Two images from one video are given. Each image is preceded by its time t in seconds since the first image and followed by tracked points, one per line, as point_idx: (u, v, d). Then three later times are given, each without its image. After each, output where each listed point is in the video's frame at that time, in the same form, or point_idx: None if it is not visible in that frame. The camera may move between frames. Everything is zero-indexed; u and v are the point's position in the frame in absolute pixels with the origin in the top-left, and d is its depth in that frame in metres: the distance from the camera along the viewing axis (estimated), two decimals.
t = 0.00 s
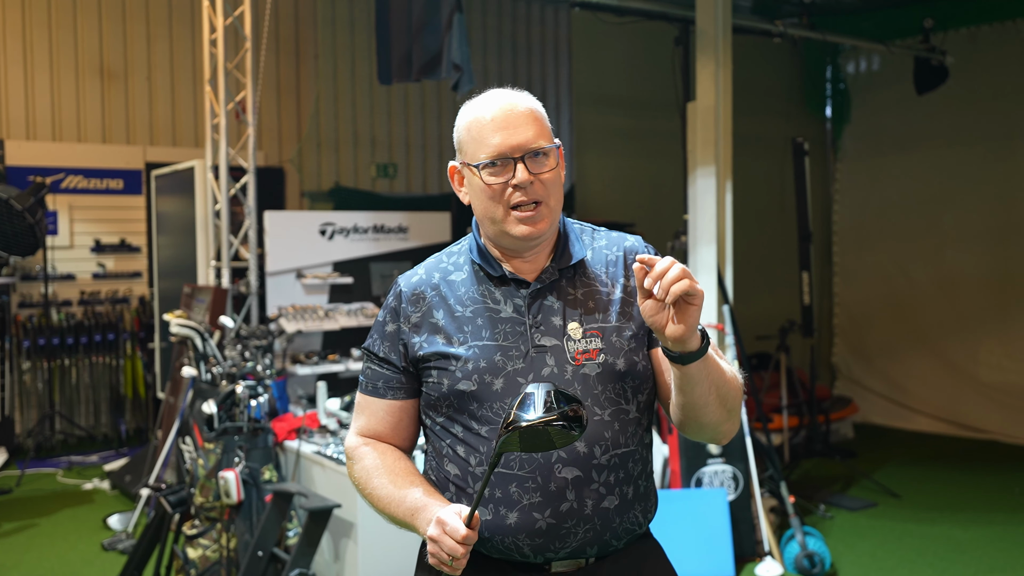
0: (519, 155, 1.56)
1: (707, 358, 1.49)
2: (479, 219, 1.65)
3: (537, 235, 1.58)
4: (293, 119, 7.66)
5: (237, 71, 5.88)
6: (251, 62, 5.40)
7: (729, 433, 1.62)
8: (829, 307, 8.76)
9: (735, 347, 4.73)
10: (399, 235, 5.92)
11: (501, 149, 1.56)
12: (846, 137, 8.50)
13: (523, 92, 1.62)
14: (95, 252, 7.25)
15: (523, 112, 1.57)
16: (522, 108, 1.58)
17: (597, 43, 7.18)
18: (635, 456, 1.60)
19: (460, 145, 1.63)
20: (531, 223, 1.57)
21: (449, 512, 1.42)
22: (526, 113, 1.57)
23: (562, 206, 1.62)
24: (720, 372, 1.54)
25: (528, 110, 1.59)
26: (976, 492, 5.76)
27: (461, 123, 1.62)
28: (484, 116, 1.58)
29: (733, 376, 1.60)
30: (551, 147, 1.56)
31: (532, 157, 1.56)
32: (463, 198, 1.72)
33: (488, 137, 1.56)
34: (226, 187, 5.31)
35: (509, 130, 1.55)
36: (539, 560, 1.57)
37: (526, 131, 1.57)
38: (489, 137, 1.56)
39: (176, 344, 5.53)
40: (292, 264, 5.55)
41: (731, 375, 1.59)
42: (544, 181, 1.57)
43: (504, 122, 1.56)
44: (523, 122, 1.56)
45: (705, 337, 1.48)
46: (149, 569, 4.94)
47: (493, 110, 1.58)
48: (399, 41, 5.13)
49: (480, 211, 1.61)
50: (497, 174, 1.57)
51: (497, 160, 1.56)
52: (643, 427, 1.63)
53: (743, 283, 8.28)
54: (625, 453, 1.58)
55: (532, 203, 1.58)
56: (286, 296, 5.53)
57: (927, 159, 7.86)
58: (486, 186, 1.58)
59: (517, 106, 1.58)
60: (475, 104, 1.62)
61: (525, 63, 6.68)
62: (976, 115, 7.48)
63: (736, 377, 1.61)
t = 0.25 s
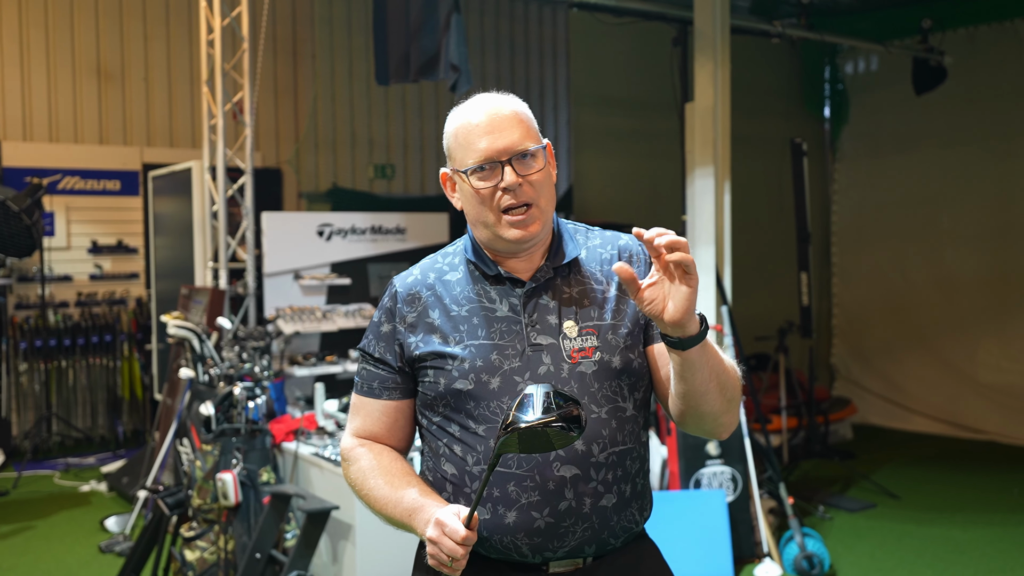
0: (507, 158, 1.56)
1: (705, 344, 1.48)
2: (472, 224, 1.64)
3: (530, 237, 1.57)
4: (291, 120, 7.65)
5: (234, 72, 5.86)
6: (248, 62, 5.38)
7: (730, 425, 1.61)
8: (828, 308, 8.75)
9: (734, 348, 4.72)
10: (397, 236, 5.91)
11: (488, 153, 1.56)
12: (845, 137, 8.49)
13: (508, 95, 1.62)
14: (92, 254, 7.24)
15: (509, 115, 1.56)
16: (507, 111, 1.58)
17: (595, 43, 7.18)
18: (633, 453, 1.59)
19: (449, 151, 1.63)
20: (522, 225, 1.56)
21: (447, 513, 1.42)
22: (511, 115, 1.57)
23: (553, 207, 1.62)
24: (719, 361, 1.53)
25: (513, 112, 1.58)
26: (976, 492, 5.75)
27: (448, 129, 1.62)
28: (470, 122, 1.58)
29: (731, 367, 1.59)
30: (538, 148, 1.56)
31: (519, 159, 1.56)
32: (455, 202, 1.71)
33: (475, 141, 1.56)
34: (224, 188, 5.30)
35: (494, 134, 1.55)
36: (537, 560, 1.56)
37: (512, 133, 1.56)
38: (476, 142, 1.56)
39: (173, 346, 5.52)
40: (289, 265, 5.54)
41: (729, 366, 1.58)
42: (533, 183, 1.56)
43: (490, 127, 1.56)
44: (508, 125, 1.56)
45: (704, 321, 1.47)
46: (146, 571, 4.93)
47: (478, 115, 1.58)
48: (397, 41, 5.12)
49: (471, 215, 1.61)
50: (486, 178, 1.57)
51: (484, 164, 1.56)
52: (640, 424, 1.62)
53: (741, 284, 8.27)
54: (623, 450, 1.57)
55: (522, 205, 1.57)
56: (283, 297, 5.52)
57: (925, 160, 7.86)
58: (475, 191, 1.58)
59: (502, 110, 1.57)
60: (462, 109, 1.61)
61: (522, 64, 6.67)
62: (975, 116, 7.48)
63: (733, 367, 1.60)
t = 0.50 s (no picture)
0: (502, 161, 1.55)
1: (695, 344, 1.46)
2: (468, 227, 1.63)
3: (526, 241, 1.56)
4: (289, 121, 7.64)
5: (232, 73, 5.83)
6: (246, 63, 5.37)
7: (726, 425, 1.59)
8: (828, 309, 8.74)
9: (733, 349, 4.72)
10: (396, 237, 5.89)
11: (484, 157, 1.54)
12: (845, 138, 8.48)
13: (504, 98, 1.61)
14: (89, 254, 7.23)
15: (504, 118, 1.55)
16: (503, 114, 1.57)
17: (594, 43, 7.17)
18: (632, 454, 1.58)
19: (444, 154, 1.62)
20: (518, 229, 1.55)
21: (448, 515, 1.42)
22: (507, 119, 1.55)
23: (550, 209, 1.61)
24: (712, 361, 1.52)
25: (509, 115, 1.57)
26: (976, 494, 5.74)
27: (444, 132, 1.61)
28: (466, 124, 1.57)
29: (726, 366, 1.57)
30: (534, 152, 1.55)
31: (515, 163, 1.55)
32: (451, 204, 1.70)
33: (471, 145, 1.55)
34: (222, 189, 5.29)
35: (490, 137, 1.54)
36: (537, 561, 1.55)
37: (508, 137, 1.55)
38: (472, 145, 1.55)
39: (171, 347, 5.51)
40: (288, 266, 5.52)
41: (724, 366, 1.57)
42: (529, 186, 1.55)
43: (485, 130, 1.55)
44: (504, 128, 1.55)
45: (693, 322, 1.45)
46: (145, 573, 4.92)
47: (473, 118, 1.56)
48: (395, 41, 5.11)
49: (467, 219, 1.60)
50: (482, 181, 1.55)
51: (480, 167, 1.55)
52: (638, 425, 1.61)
53: (741, 285, 8.26)
54: (623, 451, 1.56)
55: (518, 208, 1.56)
56: (282, 298, 5.51)
57: (925, 161, 7.85)
58: (471, 195, 1.57)
59: (498, 113, 1.56)
60: (458, 111, 1.60)
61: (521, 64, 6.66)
62: (974, 117, 7.47)
63: (727, 366, 1.58)
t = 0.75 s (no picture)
0: (504, 163, 1.53)
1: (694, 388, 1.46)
2: (470, 228, 1.62)
3: (528, 243, 1.55)
4: (289, 122, 7.64)
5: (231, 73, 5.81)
6: (245, 63, 5.35)
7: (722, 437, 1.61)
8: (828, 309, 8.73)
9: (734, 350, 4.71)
10: (395, 238, 5.88)
11: (486, 159, 1.53)
12: (845, 139, 8.46)
13: (508, 98, 1.59)
14: (88, 255, 7.23)
15: (507, 120, 1.53)
16: (506, 115, 1.55)
17: (593, 44, 7.16)
18: (633, 456, 1.57)
19: (447, 154, 1.61)
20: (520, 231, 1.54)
21: (452, 516, 1.42)
22: (510, 120, 1.54)
23: (552, 211, 1.60)
24: (709, 392, 1.51)
25: (512, 116, 1.55)
26: (976, 496, 5.72)
27: (446, 133, 1.60)
28: (468, 125, 1.56)
29: (722, 386, 1.57)
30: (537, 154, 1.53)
31: (517, 164, 1.54)
32: (453, 204, 1.69)
33: (473, 146, 1.54)
34: (221, 190, 5.28)
35: (492, 139, 1.53)
36: (539, 564, 1.54)
37: (510, 138, 1.53)
38: (474, 146, 1.53)
39: (170, 348, 5.49)
40: (287, 266, 5.51)
41: (721, 387, 1.56)
42: (531, 188, 1.54)
43: (488, 131, 1.53)
44: (506, 129, 1.53)
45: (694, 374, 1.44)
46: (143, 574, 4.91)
47: (476, 119, 1.55)
48: (394, 41, 5.09)
49: (468, 220, 1.59)
50: (484, 183, 1.54)
51: (482, 169, 1.54)
52: (640, 428, 1.60)
53: (741, 285, 8.25)
54: (625, 453, 1.55)
55: (520, 210, 1.55)
56: (281, 299, 5.50)
57: (925, 162, 7.84)
58: (472, 196, 1.56)
59: (501, 114, 1.55)
60: (461, 112, 1.59)
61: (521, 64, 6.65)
62: (975, 118, 7.46)
63: (726, 389, 1.58)
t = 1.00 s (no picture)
0: (507, 164, 1.52)
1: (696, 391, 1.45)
2: (473, 229, 1.61)
3: (531, 244, 1.54)
4: (288, 122, 7.63)
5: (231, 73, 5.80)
6: (245, 63, 5.34)
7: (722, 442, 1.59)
8: (829, 310, 8.71)
9: (734, 351, 4.69)
10: (394, 239, 5.86)
11: (489, 159, 1.52)
12: (845, 139, 8.45)
13: (510, 98, 1.58)
14: (87, 255, 7.22)
15: (510, 120, 1.52)
16: (508, 115, 1.54)
17: (593, 44, 7.15)
18: (636, 459, 1.55)
19: (448, 156, 1.60)
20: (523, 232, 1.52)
21: (454, 518, 1.40)
22: (513, 120, 1.53)
23: (555, 212, 1.58)
24: (710, 395, 1.50)
25: (515, 116, 1.54)
26: (978, 497, 5.71)
27: (448, 134, 1.58)
28: (470, 126, 1.54)
29: (723, 391, 1.56)
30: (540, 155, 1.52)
31: (520, 165, 1.52)
32: (455, 206, 1.67)
33: (476, 147, 1.52)
34: (220, 190, 5.27)
35: (495, 139, 1.51)
36: (540, 566, 1.52)
37: (513, 138, 1.52)
38: (477, 147, 1.52)
39: (169, 348, 5.48)
40: (286, 267, 5.49)
41: (722, 391, 1.55)
42: (534, 189, 1.53)
43: (490, 131, 1.52)
44: (508, 130, 1.52)
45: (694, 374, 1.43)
46: None
47: (478, 119, 1.54)
48: (393, 41, 5.08)
49: (470, 220, 1.58)
50: (486, 184, 1.53)
51: (484, 170, 1.53)
52: (643, 430, 1.58)
53: (741, 286, 8.23)
54: (627, 456, 1.54)
55: (523, 211, 1.54)
56: (280, 300, 5.48)
57: (926, 162, 7.83)
58: (475, 197, 1.54)
59: (503, 114, 1.54)
60: (463, 113, 1.57)
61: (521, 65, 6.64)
62: (976, 119, 7.45)
63: (727, 392, 1.57)
